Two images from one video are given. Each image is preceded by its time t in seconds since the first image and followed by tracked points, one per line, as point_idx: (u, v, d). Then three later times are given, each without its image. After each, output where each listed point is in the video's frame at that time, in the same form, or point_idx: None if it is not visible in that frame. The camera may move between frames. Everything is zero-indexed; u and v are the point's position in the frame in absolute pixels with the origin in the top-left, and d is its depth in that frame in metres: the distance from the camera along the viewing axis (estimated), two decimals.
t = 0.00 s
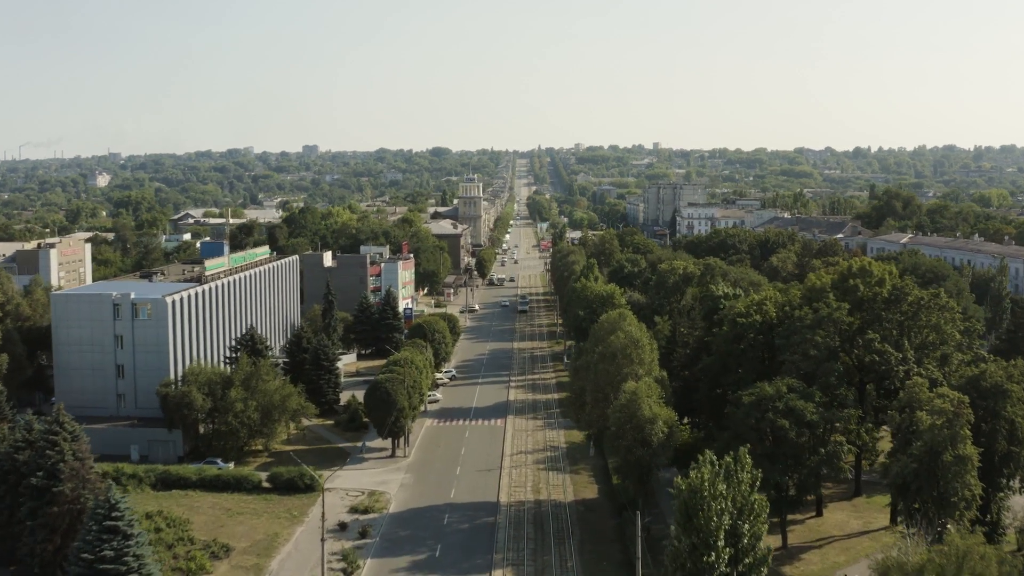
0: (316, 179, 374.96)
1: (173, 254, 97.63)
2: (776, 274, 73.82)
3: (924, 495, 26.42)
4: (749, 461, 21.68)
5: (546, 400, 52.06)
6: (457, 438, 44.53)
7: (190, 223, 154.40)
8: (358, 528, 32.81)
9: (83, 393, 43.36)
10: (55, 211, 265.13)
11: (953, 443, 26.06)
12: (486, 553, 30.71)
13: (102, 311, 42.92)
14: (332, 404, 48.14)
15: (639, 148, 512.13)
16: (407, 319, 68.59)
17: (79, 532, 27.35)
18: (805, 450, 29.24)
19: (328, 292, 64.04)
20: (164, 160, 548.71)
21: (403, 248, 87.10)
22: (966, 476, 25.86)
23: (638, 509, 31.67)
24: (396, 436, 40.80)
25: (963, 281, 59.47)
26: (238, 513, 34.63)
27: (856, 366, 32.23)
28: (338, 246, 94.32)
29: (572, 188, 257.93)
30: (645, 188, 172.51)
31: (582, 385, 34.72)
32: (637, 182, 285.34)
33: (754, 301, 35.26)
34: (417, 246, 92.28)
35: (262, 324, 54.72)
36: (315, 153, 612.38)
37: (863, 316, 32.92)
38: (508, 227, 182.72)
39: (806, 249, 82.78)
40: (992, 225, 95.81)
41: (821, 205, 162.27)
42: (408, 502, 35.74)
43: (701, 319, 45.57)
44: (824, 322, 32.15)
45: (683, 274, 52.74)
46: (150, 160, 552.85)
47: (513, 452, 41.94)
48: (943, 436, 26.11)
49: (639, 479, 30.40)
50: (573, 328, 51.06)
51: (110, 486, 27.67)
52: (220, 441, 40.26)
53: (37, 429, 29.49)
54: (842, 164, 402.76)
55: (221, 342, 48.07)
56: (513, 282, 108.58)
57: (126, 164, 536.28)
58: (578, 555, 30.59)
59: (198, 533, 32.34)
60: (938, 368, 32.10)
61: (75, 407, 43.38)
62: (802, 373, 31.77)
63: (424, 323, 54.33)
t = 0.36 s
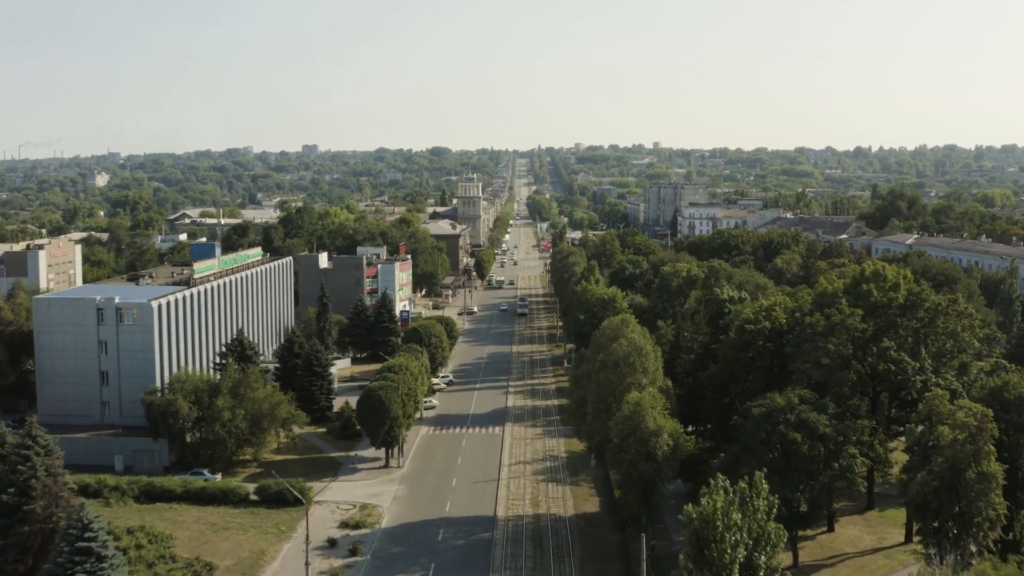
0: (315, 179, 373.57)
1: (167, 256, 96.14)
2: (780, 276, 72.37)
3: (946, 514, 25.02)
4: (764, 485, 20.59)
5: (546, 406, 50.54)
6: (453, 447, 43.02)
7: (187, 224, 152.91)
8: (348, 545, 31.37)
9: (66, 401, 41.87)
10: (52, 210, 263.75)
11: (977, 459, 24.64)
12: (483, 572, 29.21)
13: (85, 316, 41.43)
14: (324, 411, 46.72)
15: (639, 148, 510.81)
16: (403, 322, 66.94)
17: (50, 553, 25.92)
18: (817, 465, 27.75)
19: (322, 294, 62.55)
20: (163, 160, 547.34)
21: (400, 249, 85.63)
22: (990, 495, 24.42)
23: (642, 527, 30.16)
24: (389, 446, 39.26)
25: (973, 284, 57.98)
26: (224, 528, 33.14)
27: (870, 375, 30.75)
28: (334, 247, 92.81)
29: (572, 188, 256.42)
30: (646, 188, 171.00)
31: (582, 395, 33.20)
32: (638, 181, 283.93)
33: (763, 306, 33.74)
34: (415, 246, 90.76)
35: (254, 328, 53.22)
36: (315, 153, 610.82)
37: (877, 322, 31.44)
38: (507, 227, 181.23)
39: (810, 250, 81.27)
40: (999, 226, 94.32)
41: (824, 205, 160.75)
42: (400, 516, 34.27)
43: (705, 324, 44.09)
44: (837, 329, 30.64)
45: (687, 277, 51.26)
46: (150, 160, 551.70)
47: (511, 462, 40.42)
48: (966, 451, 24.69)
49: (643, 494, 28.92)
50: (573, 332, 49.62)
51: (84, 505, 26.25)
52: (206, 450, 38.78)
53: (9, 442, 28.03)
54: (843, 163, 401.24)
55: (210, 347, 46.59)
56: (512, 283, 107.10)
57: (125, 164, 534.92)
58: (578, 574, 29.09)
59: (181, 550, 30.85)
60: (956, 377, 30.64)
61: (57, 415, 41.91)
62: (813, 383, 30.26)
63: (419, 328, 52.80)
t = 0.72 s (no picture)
0: (314, 178, 371.89)
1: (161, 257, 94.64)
2: (785, 278, 70.82)
3: (970, 536, 23.49)
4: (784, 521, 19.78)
5: (546, 413, 48.96)
6: (449, 456, 41.48)
7: (184, 224, 151.43)
8: (338, 564, 29.90)
9: (48, 409, 40.34)
10: (49, 210, 262.19)
11: (1003, 478, 23.12)
12: None
13: (67, 321, 39.90)
14: (317, 419, 45.29)
15: (640, 148, 509.13)
16: (400, 325, 65.39)
17: None
18: (832, 482, 26.26)
19: (316, 297, 61.06)
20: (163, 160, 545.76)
21: (397, 250, 84.15)
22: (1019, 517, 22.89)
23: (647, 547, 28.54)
24: (382, 457, 37.76)
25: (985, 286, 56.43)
26: (208, 545, 31.65)
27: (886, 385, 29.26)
28: (331, 248, 91.35)
29: (573, 187, 254.82)
30: (646, 187, 169.43)
31: (584, 406, 31.67)
32: (639, 181, 282.33)
33: (772, 311, 32.19)
34: (413, 247, 89.21)
35: (246, 332, 51.69)
36: (314, 153, 609.23)
37: (893, 330, 29.91)
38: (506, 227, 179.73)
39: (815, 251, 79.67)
40: (1006, 226, 92.72)
41: (826, 205, 159.16)
42: (393, 532, 32.76)
43: (710, 329, 42.55)
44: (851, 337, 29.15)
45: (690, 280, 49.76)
46: (149, 159, 550.31)
47: (510, 473, 38.89)
48: (993, 470, 23.15)
49: (647, 512, 27.42)
50: (573, 336, 48.12)
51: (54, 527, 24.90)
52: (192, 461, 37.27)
53: None
54: (844, 163, 399.58)
55: (198, 353, 45.14)
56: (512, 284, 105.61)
57: (124, 163, 533.41)
58: None
59: (161, 569, 29.38)
60: (977, 388, 29.12)
61: (39, 423, 40.39)
62: (826, 394, 28.76)
63: (415, 332, 51.28)
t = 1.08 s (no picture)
0: (313, 178, 370.31)
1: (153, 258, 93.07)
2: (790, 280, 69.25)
3: (999, 562, 21.94)
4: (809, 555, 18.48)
5: (545, 421, 47.35)
6: (445, 468, 39.85)
7: (180, 224, 150.02)
8: None
9: (28, 418, 38.80)
10: (46, 210, 260.63)
11: None
12: None
13: (47, 328, 38.32)
14: (308, 427, 43.85)
15: (640, 148, 507.30)
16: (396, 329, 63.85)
17: None
18: (848, 501, 24.73)
19: (309, 300, 59.53)
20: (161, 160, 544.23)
21: (394, 251, 82.61)
22: None
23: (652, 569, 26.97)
24: (374, 469, 36.19)
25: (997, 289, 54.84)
26: (190, 564, 30.14)
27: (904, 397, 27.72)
28: (327, 249, 89.82)
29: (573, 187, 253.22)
30: (647, 187, 167.86)
31: (585, 419, 30.10)
32: (639, 181, 280.63)
33: (784, 317, 30.62)
34: (410, 248, 87.61)
35: (237, 336, 50.18)
36: (313, 152, 607.62)
37: (913, 338, 28.41)
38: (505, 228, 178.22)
39: (820, 252, 78.07)
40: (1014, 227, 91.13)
41: (829, 205, 157.58)
42: (385, 550, 31.21)
43: (716, 335, 40.99)
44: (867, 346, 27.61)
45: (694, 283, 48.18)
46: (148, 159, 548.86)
47: (507, 486, 37.30)
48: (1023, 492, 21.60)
49: (653, 531, 25.90)
50: (574, 342, 46.64)
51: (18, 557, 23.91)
52: (176, 473, 35.68)
53: None
54: (845, 163, 397.95)
55: (185, 359, 43.60)
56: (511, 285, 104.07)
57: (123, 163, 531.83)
58: None
59: None
60: (1000, 400, 27.59)
61: (19, 433, 38.87)
62: (841, 407, 27.23)
63: (410, 337, 49.69)
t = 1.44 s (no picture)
0: (312, 178, 368.60)
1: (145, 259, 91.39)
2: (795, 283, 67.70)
3: None
4: None
5: (544, 430, 45.76)
6: (439, 479, 38.27)
7: (177, 224, 148.41)
8: None
9: (6, 429, 37.25)
10: (43, 210, 258.90)
11: None
12: None
13: (26, 334, 36.72)
14: (299, 436, 42.42)
15: (640, 147, 505.61)
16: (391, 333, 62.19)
17: None
18: (867, 524, 23.19)
19: (302, 303, 57.99)
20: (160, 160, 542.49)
21: (391, 252, 81.04)
22: None
23: None
24: (366, 482, 34.64)
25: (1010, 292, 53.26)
26: None
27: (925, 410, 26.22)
28: (323, 250, 88.26)
29: (573, 187, 251.54)
30: (648, 187, 166.19)
31: (586, 433, 28.56)
32: (640, 181, 278.93)
33: (796, 325, 29.08)
34: (407, 250, 86.04)
35: (226, 342, 48.66)
36: (313, 152, 605.77)
37: (933, 348, 26.88)
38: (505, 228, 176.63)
39: (825, 254, 76.44)
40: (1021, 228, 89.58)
41: (831, 205, 155.96)
42: (375, 570, 29.67)
43: (722, 342, 39.41)
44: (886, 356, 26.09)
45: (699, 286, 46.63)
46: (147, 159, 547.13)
47: (505, 500, 35.73)
48: None
49: (658, 554, 24.35)
50: (574, 348, 45.13)
51: None
52: (157, 487, 34.13)
53: None
54: (846, 163, 396.31)
55: (171, 366, 42.08)
56: (510, 287, 102.44)
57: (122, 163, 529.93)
58: None
59: None
60: None
61: None
62: (858, 422, 25.69)
63: (405, 342, 48.14)
